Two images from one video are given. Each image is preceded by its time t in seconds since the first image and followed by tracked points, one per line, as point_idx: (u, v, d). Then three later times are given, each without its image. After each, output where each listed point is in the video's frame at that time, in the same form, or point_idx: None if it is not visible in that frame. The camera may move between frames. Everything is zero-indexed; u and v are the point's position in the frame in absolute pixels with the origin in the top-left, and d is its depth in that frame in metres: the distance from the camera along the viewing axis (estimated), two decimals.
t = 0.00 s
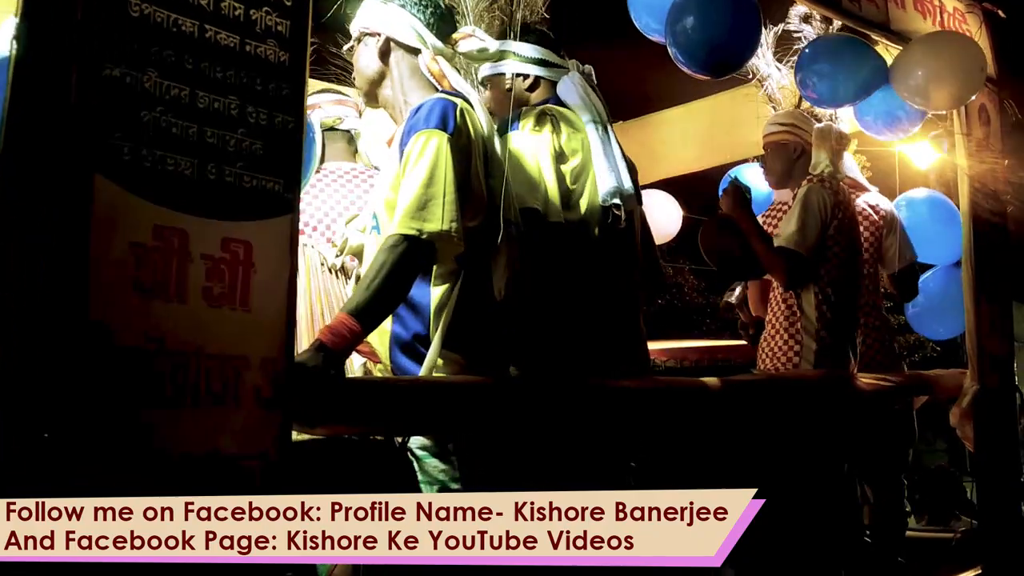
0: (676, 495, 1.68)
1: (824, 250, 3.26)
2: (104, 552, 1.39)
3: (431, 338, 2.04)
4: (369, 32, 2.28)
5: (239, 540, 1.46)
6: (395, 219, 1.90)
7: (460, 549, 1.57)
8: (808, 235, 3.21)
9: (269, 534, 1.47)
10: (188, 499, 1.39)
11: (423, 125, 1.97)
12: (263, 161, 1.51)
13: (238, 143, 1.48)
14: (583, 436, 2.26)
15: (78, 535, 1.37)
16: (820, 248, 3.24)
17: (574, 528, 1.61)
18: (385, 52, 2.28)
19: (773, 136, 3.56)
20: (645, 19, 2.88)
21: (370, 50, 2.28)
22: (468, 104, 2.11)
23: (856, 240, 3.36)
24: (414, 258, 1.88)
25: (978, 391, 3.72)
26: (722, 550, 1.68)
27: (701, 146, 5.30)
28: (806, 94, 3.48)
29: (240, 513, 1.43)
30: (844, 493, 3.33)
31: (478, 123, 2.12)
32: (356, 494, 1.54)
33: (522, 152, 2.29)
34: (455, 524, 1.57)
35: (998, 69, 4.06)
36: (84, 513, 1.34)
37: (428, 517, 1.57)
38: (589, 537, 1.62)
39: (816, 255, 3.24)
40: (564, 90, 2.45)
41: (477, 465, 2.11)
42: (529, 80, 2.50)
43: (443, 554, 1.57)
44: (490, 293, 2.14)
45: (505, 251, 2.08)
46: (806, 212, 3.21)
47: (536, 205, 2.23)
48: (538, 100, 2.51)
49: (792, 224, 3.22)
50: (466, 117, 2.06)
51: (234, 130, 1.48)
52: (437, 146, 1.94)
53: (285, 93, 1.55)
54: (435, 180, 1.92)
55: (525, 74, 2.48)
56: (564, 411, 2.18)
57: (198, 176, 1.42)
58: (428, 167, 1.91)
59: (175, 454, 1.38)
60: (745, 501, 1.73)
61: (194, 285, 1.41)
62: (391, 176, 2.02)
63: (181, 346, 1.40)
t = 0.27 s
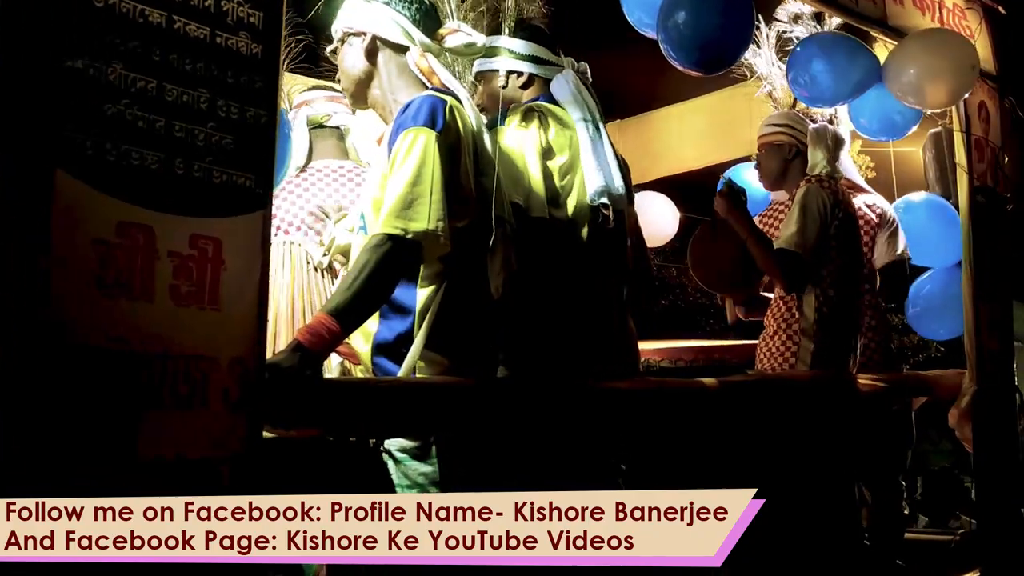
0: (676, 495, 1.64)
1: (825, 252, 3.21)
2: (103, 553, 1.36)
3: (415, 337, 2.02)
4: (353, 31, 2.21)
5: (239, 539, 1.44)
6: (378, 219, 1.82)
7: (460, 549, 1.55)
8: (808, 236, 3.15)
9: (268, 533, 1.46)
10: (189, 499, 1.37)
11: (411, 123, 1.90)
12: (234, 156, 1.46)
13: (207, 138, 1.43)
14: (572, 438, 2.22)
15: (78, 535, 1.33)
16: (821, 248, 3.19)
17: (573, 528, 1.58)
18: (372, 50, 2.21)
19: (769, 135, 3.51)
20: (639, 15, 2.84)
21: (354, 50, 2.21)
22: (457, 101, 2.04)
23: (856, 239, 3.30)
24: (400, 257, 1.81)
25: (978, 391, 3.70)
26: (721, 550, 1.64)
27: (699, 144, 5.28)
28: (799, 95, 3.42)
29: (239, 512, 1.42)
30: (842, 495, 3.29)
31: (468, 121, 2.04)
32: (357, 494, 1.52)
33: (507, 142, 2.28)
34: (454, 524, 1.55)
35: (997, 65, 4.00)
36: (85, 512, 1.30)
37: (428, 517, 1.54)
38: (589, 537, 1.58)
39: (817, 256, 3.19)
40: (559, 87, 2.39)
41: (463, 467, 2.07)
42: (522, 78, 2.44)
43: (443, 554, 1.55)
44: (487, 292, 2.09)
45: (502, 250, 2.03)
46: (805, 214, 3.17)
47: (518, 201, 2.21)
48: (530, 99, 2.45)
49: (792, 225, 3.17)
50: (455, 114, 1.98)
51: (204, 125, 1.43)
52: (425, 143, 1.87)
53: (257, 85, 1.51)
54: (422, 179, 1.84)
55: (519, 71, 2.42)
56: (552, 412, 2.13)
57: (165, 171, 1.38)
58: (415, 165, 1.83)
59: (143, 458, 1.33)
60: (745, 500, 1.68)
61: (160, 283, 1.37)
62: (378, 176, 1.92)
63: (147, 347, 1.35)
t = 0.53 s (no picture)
0: (676, 496, 1.74)
1: (813, 247, 3.17)
2: (103, 552, 1.44)
3: (392, 336, 1.99)
4: (345, 12, 2.15)
5: (239, 540, 1.53)
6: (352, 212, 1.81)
7: (460, 549, 1.63)
8: (793, 230, 3.13)
9: (268, 533, 1.55)
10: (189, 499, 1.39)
11: (384, 114, 1.89)
12: (202, 149, 1.42)
13: (174, 130, 1.39)
14: (558, 438, 2.18)
15: (78, 536, 1.41)
16: (809, 244, 3.15)
17: (573, 528, 1.67)
18: (359, 36, 2.14)
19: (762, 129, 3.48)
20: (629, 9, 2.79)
21: (343, 32, 2.15)
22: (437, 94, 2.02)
23: (847, 237, 3.27)
24: (373, 249, 1.80)
25: (975, 391, 3.66)
26: (721, 549, 1.75)
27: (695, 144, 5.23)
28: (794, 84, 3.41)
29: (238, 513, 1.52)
30: (836, 496, 3.25)
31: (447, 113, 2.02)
32: (356, 495, 1.59)
33: (493, 133, 2.22)
34: (454, 524, 1.63)
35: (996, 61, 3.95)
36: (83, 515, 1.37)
37: (428, 517, 1.62)
38: (589, 537, 1.67)
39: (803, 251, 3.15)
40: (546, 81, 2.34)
41: (445, 468, 2.03)
42: (509, 70, 2.37)
43: (443, 554, 1.63)
44: (449, 295, 2.03)
45: (467, 251, 2.05)
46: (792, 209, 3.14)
47: (505, 198, 2.15)
48: (517, 91, 2.38)
49: (777, 220, 3.15)
50: (431, 106, 1.97)
51: (171, 117, 1.39)
52: (398, 135, 1.86)
53: (226, 77, 1.47)
54: (396, 171, 1.84)
55: (506, 63, 2.36)
56: (536, 412, 2.10)
57: (129, 165, 1.34)
58: (389, 157, 1.83)
59: (105, 460, 1.29)
60: (744, 501, 1.79)
61: (125, 280, 1.33)
62: (350, 168, 1.92)
63: (111, 346, 1.31)
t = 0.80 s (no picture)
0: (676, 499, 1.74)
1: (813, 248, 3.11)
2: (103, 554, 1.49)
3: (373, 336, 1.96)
4: (324, 8, 2.11)
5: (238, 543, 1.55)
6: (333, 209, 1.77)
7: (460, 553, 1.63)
8: (800, 227, 3.06)
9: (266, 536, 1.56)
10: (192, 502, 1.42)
11: (368, 109, 1.85)
12: (171, 143, 1.39)
13: (141, 124, 1.36)
14: (540, 444, 2.15)
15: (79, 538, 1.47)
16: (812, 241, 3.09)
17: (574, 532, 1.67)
18: (342, 32, 2.11)
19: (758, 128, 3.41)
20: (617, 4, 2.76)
21: (324, 27, 2.11)
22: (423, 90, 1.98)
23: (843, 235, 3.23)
24: (355, 247, 1.75)
25: (973, 390, 3.60)
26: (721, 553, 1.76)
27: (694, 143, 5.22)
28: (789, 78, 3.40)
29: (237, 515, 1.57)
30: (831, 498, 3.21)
31: (433, 108, 2.00)
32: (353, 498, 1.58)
33: (478, 130, 2.16)
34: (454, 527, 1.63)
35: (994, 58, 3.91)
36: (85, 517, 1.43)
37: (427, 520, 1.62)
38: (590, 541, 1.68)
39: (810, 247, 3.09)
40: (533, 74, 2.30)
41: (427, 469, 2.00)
42: (494, 62, 2.35)
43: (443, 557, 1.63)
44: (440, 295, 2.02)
45: (457, 249, 2.04)
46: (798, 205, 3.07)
47: (496, 199, 2.08)
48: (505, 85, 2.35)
49: (785, 217, 3.07)
50: (416, 101, 1.94)
51: (137, 109, 1.37)
52: (383, 129, 1.82)
53: (196, 69, 1.44)
54: (379, 167, 1.80)
55: (491, 56, 2.34)
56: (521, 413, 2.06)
57: (93, 158, 1.31)
58: (372, 152, 1.78)
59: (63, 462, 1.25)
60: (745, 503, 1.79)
61: (88, 276, 1.30)
62: (333, 164, 1.86)
63: (73, 344, 1.28)
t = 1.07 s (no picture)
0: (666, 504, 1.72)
1: (802, 244, 3.11)
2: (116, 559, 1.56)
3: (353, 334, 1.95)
4: None
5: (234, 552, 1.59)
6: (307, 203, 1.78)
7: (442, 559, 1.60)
8: (785, 228, 3.07)
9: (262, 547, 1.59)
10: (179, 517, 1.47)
11: (341, 103, 1.88)
12: (140, 138, 1.37)
13: (109, 118, 1.34)
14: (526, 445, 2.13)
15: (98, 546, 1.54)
16: (798, 240, 3.09)
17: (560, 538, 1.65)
18: (320, 26, 2.15)
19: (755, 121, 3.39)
20: None
21: (304, 19, 2.15)
22: (399, 85, 2.02)
23: (838, 234, 3.20)
24: (323, 246, 1.75)
25: (970, 391, 3.54)
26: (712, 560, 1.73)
27: (694, 141, 5.22)
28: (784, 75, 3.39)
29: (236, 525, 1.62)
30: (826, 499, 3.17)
31: (409, 104, 2.03)
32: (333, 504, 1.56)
33: (462, 130, 2.11)
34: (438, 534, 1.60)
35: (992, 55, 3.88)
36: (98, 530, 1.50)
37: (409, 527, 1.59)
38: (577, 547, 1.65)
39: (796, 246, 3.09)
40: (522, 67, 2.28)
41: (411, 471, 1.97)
42: (483, 54, 2.32)
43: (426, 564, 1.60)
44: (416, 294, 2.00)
45: (430, 240, 2.05)
46: (782, 204, 3.07)
47: (481, 197, 2.05)
48: (492, 78, 2.33)
49: (765, 217, 3.08)
50: (389, 95, 1.97)
51: (106, 104, 1.34)
52: (357, 123, 1.85)
53: (168, 63, 1.42)
54: (353, 161, 1.82)
55: (478, 48, 2.31)
56: (507, 414, 2.03)
57: (60, 152, 1.28)
58: (345, 147, 1.80)
59: (22, 464, 1.22)
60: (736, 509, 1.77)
61: (54, 274, 1.27)
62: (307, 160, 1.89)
63: (38, 343, 1.25)
